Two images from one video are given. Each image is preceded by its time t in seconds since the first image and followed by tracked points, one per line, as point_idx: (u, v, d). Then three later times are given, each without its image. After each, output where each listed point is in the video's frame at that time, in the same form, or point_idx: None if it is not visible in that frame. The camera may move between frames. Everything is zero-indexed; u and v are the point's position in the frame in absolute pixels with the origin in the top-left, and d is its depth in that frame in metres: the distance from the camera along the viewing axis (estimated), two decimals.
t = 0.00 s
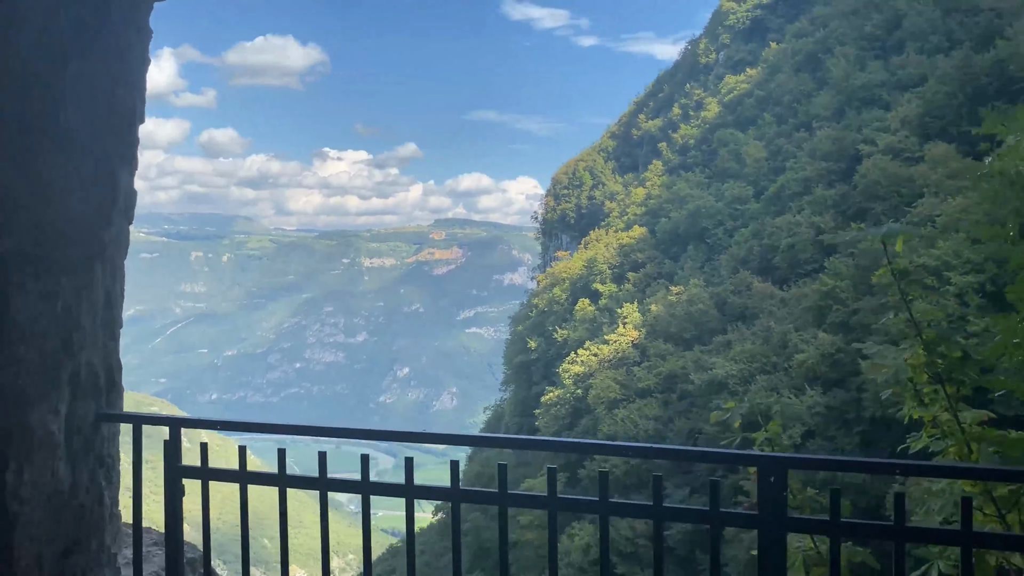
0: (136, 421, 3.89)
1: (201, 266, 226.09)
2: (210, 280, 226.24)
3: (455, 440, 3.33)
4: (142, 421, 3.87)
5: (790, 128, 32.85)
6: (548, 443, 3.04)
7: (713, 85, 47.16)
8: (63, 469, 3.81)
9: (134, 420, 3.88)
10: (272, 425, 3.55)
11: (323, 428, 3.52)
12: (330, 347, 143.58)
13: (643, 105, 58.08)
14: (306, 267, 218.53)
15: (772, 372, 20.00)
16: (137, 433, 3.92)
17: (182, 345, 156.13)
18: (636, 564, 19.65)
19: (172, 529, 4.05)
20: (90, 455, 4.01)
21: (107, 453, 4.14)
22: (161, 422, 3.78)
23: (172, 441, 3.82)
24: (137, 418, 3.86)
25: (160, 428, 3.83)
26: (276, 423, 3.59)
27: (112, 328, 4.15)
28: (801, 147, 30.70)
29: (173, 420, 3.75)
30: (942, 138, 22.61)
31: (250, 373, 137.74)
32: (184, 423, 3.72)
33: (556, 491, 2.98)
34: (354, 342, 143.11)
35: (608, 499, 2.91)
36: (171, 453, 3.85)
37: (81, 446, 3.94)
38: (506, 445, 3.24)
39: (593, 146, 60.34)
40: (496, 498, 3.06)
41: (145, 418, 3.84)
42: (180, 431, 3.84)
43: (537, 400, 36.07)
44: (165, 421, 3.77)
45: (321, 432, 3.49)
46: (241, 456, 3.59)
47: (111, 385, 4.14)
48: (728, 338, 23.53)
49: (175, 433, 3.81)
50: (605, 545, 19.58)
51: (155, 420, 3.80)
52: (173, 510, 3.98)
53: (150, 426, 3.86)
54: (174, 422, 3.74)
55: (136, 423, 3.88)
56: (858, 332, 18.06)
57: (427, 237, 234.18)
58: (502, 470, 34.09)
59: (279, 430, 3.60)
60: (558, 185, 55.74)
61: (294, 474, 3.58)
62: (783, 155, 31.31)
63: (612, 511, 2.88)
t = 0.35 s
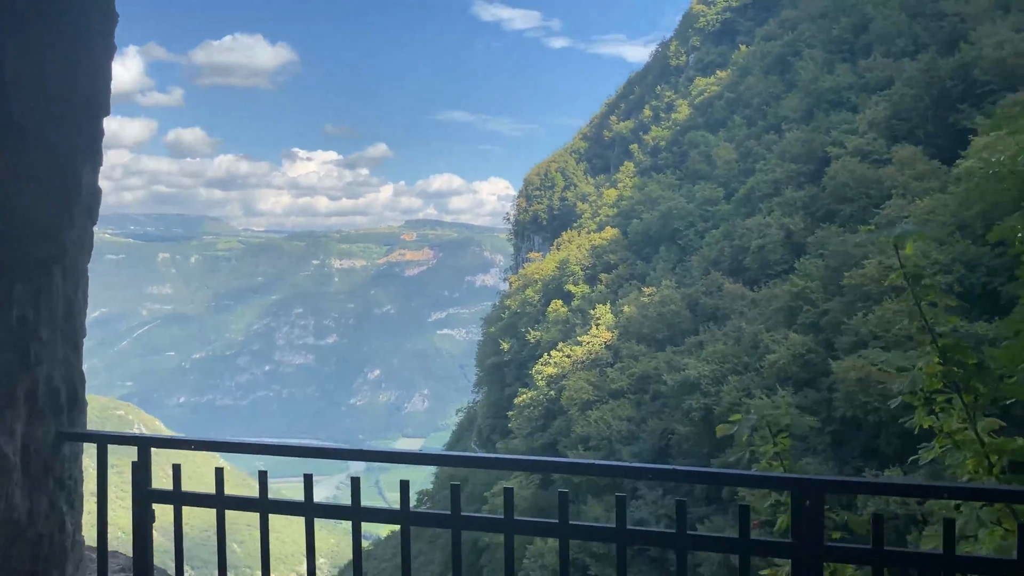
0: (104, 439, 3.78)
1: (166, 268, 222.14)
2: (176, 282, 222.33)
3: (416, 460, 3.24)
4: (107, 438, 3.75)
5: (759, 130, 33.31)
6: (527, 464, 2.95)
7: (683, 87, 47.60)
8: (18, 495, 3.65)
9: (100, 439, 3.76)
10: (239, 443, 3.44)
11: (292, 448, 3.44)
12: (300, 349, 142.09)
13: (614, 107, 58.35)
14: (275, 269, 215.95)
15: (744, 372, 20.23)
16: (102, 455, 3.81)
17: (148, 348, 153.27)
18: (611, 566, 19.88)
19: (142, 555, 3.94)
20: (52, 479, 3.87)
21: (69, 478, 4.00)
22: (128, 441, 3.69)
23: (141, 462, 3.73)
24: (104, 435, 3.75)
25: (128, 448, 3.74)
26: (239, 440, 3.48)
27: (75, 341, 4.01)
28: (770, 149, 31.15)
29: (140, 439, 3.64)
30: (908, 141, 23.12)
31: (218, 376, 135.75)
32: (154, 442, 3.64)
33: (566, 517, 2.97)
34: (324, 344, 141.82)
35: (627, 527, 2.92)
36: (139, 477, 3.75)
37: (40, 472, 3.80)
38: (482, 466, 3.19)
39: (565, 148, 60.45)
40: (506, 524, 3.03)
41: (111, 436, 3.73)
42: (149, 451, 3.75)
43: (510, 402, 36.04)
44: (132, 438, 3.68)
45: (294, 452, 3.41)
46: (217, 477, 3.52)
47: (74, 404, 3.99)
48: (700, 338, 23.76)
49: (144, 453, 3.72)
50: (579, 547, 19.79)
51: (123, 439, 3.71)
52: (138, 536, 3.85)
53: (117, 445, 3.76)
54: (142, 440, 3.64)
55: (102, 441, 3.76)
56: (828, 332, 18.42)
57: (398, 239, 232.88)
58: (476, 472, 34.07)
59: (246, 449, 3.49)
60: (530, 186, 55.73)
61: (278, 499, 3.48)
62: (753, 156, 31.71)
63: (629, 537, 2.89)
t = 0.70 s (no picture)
0: (91, 449, 3.68)
1: (163, 267, 221.71)
2: (174, 281, 221.82)
3: (408, 472, 3.11)
4: (96, 448, 3.67)
5: (761, 134, 33.32)
6: (535, 481, 2.89)
7: (684, 91, 47.63)
8: None
9: (90, 449, 3.68)
10: (240, 458, 3.38)
11: (290, 460, 3.35)
12: (298, 349, 141.89)
13: (614, 110, 58.31)
14: (274, 269, 215.71)
15: (744, 376, 20.20)
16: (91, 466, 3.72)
17: (145, 347, 152.78)
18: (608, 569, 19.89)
19: (133, 568, 3.86)
20: (37, 489, 3.83)
21: (53, 488, 3.93)
22: (119, 451, 3.61)
23: (135, 475, 3.65)
24: (93, 445, 3.67)
25: (122, 459, 3.65)
26: (238, 454, 3.41)
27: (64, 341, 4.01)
28: (771, 154, 31.20)
29: (132, 450, 3.55)
30: (909, 146, 23.21)
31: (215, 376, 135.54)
32: (149, 454, 3.55)
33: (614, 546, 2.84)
34: (322, 344, 141.65)
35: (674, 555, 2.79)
36: (133, 491, 3.67)
37: (25, 482, 3.76)
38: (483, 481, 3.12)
39: (564, 150, 60.37)
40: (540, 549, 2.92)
41: (100, 446, 3.65)
42: (144, 463, 3.67)
43: (508, 404, 35.95)
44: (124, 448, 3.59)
45: (295, 464, 3.33)
46: (219, 493, 3.45)
47: (62, 409, 3.97)
48: (700, 342, 23.73)
49: (139, 465, 3.64)
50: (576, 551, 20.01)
51: (116, 448, 3.63)
52: (131, 552, 3.77)
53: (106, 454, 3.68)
54: (134, 452, 3.54)
55: (91, 452, 3.68)
56: (829, 337, 18.44)
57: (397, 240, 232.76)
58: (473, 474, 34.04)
59: (251, 463, 3.40)
60: (529, 188, 55.67)
61: (285, 518, 3.38)
62: (753, 160, 31.72)
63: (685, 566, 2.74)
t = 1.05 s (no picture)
0: (94, 460, 3.67)
1: (176, 261, 222.17)
2: (187, 275, 222.85)
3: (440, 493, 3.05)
4: (99, 459, 3.66)
5: (775, 131, 33.10)
6: (578, 505, 2.89)
7: (698, 87, 47.31)
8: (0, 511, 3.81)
9: (92, 460, 3.66)
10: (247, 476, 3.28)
11: (294, 481, 3.20)
12: (309, 344, 142.36)
13: (628, 105, 57.97)
14: (286, 264, 216.40)
15: (758, 376, 20.10)
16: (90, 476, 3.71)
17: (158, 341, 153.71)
18: (617, 568, 19.91)
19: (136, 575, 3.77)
20: (30, 502, 4.05)
21: (49, 502, 4.18)
22: (124, 463, 3.55)
23: (139, 488, 3.58)
24: (93, 457, 3.65)
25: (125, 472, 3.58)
26: (244, 474, 3.31)
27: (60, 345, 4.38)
28: (787, 151, 30.98)
29: (137, 461, 3.51)
30: (927, 144, 23.05)
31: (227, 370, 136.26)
32: (154, 468, 3.50)
33: None
34: (333, 339, 141.99)
35: None
36: (137, 503, 3.60)
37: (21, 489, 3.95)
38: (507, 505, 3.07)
39: (577, 146, 60.10)
40: None
41: (103, 459, 3.61)
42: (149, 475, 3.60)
43: (519, 401, 35.94)
44: (128, 459, 3.53)
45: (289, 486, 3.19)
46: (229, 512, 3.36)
47: (59, 414, 4.29)
48: (713, 341, 23.61)
49: (144, 477, 3.57)
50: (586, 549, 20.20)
51: (119, 461, 3.56)
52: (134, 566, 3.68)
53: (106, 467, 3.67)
54: (139, 463, 3.50)
55: (93, 463, 3.67)
56: (845, 337, 18.32)
57: (409, 236, 232.73)
58: (483, 472, 34.02)
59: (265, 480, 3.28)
60: (542, 184, 55.50)
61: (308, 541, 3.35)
62: (768, 157, 31.51)
63: None
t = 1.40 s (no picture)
0: (105, 456, 3.29)
1: (186, 250, 223.24)
2: (199, 265, 223.60)
3: (491, 494, 2.58)
4: (109, 456, 3.26)
5: (790, 120, 32.81)
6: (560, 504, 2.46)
7: (710, 76, 46.98)
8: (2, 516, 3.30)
9: (101, 456, 3.28)
10: (277, 475, 2.88)
11: (336, 481, 2.78)
12: (319, 333, 143.00)
13: (640, 95, 57.62)
14: (296, 253, 217.36)
15: (772, 367, 20.03)
16: (101, 472, 3.34)
17: (169, 330, 154.82)
18: (628, 559, 19.96)
19: None
20: (37, 503, 3.50)
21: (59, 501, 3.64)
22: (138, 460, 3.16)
23: (155, 489, 3.15)
24: (103, 452, 3.27)
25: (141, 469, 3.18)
26: (272, 471, 2.92)
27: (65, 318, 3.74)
28: (801, 141, 30.72)
29: (152, 458, 3.12)
30: (943, 134, 22.82)
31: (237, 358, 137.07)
32: (172, 466, 3.10)
33: None
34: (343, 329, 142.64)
35: None
36: (154, 507, 3.17)
37: (26, 495, 3.42)
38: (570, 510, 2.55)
39: (588, 135, 59.82)
40: None
41: (113, 455, 3.23)
42: (167, 477, 3.17)
43: (529, 391, 35.97)
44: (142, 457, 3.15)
45: (321, 483, 2.81)
46: (257, 517, 2.94)
47: (67, 408, 3.73)
48: (725, 332, 23.52)
49: (161, 479, 3.15)
50: (597, 538, 20.41)
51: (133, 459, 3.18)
52: None
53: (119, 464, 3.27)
54: (153, 462, 3.11)
55: (103, 459, 3.28)
56: (859, 328, 18.24)
57: (419, 226, 233.07)
58: (493, 461, 34.11)
59: (300, 479, 2.85)
60: (552, 174, 55.34)
61: (342, 548, 2.88)
62: (782, 147, 31.24)
63: None
